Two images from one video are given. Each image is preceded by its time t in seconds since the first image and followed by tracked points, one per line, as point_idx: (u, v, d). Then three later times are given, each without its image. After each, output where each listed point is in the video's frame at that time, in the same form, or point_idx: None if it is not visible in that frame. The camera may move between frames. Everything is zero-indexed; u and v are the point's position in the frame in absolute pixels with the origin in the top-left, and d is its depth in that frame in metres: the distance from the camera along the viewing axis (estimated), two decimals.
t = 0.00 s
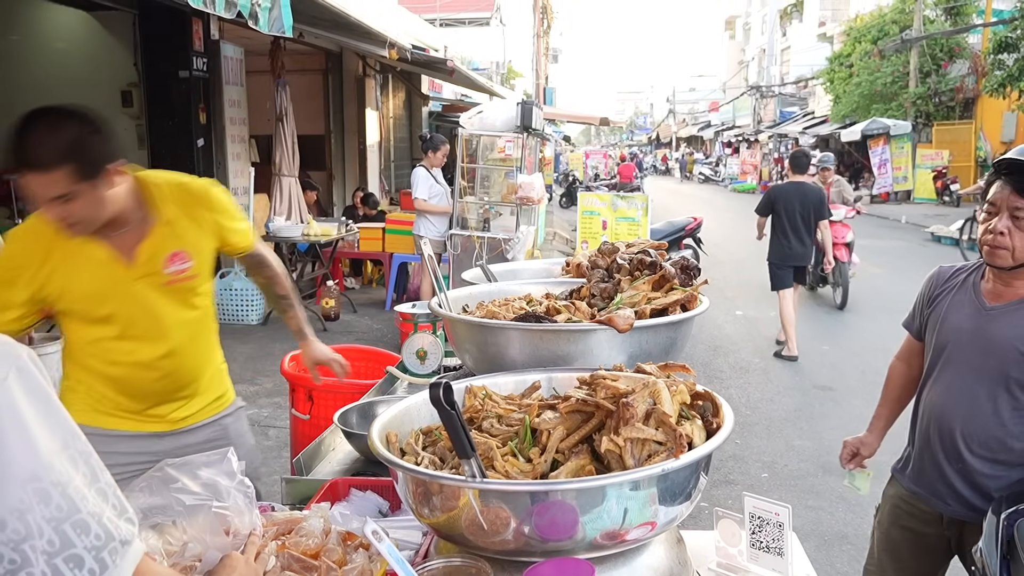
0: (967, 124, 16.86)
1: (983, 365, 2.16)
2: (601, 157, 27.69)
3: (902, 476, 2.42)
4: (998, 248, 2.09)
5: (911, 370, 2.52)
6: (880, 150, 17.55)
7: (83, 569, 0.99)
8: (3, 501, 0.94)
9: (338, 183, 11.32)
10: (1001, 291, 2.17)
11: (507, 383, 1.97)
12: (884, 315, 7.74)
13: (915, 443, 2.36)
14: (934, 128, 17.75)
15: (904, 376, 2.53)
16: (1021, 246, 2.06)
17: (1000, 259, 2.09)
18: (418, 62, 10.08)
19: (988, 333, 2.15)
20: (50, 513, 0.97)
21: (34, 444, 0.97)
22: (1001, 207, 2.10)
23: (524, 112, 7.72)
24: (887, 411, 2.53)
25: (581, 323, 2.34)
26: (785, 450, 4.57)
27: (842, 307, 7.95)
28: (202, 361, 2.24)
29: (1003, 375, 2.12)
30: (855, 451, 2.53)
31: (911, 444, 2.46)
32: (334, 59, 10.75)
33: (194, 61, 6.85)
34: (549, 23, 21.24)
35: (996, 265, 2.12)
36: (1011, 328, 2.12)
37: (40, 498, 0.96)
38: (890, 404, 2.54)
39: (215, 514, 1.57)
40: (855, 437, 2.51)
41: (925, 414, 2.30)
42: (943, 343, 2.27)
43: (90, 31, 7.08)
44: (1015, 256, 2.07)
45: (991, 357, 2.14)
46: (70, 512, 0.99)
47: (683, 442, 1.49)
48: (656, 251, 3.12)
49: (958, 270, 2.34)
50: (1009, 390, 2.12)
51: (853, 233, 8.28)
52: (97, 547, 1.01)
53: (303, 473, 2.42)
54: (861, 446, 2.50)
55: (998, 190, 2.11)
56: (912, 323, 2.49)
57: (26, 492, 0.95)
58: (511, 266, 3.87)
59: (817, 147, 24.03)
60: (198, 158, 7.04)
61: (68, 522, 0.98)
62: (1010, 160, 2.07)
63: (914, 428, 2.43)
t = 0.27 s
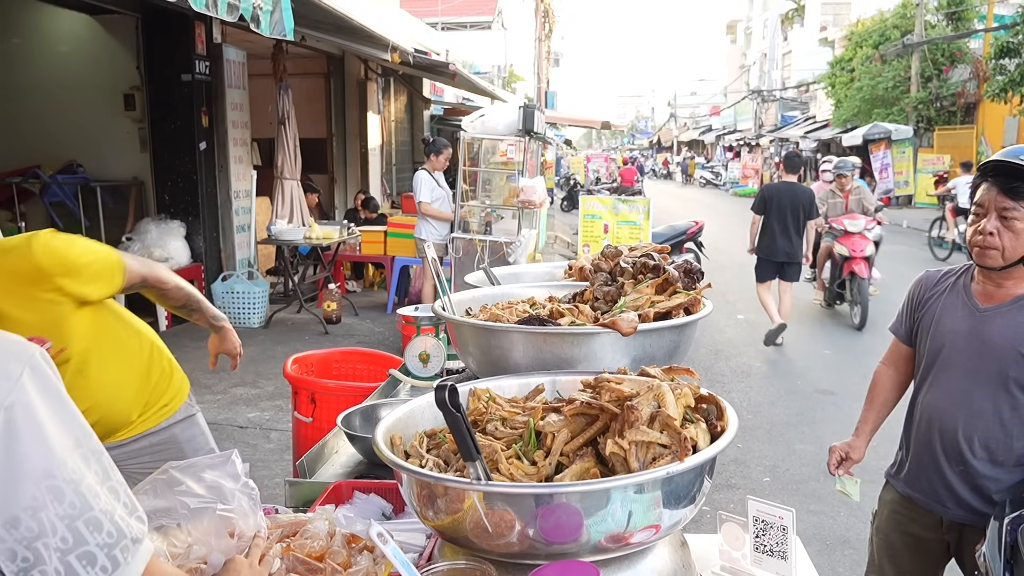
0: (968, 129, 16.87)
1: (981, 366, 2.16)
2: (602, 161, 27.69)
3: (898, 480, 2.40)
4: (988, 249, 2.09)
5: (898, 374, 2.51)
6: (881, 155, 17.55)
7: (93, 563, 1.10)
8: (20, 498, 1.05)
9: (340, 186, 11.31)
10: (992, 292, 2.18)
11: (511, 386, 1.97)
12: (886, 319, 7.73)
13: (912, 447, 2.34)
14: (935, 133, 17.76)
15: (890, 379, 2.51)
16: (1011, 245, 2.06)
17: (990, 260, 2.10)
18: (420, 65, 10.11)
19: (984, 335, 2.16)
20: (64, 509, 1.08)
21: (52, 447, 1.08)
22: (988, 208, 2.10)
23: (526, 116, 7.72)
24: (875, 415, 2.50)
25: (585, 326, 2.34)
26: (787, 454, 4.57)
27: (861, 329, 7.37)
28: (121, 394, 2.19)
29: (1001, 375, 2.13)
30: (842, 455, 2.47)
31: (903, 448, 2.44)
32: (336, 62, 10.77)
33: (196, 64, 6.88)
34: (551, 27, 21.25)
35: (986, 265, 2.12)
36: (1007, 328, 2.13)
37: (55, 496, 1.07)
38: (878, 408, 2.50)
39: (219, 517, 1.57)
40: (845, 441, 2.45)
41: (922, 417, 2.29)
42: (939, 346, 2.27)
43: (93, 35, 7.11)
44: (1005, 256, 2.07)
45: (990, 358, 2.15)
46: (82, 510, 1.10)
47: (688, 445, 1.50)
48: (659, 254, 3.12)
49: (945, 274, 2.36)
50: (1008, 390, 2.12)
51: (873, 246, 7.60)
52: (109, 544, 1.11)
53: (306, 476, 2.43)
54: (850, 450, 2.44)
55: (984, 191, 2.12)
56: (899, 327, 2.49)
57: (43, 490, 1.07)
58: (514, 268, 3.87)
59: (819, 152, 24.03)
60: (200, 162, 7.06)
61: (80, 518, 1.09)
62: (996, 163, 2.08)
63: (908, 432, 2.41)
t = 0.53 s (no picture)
0: (968, 131, 16.89)
1: (972, 364, 2.16)
2: (603, 161, 27.66)
3: (892, 480, 2.40)
4: (975, 247, 2.08)
5: (892, 376, 2.51)
6: (882, 156, 17.57)
7: (99, 565, 1.10)
8: (26, 500, 1.06)
9: (341, 186, 11.31)
10: (979, 291, 2.18)
11: (513, 387, 1.97)
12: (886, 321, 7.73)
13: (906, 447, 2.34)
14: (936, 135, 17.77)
15: (886, 383, 2.52)
16: (997, 243, 2.06)
17: (977, 258, 2.09)
18: (421, 66, 10.12)
19: (974, 332, 2.16)
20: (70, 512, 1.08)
21: (59, 448, 1.08)
22: (974, 207, 2.09)
23: (527, 117, 7.72)
24: (875, 421, 2.50)
25: (586, 326, 2.35)
26: (787, 455, 4.57)
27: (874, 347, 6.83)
28: (90, 394, 2.05)
29: (992, 372, 2.13)
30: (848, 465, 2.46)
31: (897, 450, 2.44)
32: (337, 62, 10.78)
33: (197, 65, 6.89)
34: (552, 28, 21.26)
35: (973, 264, 2.12)
36: (996, 325, 2.13)
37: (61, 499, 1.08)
38: (878, 415, 2.51)
39: (222, 517, 1.57)
40: (851, 451, 2.45)
41: (916, 417, 2.29)
42: (931, 345, 2.27)
43: (94, 35, 7.10)
44: (991, 254, 2.07)
45: (980, 355, 2.15)
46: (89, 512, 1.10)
47: (690, 446, 1.50)
48: (660, 255, 3.13)
49: (934, 275, 2.36)
50: (998, 387, 2.12)
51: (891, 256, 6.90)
52: (115, 545, 1.11)
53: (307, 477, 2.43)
54: (855, 459, 2.44)
55: (969, 190, 2.11)
56: (891, 330, 2.49)
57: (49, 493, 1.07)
58: (515, 269, 3.87)
59: (819, 154, 24.04)
60: (201, 162, 7.06)
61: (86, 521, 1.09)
62: (982, 163, 2.07)
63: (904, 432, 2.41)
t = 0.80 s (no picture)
0: (969, 132, 16.90)
1: (960, 362, 2.16)
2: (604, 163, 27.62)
3: (888, 478, 2.40)
4: (962, 246, 2.07)
5: (887, 376, 2.51)
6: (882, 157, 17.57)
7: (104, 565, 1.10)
8: (30, 500, 1.06)
9: (341, 186, 11.31)
10: (966, 289, 2.18)
11: (514, 387, 1.97)
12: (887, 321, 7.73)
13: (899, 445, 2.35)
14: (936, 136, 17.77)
15: (881, 383, 2.52)
16: (983, 243, 2.05)
17: (964, 258, 2.08)
18: (422, 66, 10.12)
19: (961, 331, 2.16)
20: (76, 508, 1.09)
21: (63, 448, 1.09)
22: (959, 208, 2.08)
23: (528, 117, 7.73)
24: (870, 419, 2.51)
25: (587, 327, 2.35)
26: (789, 456, 4.57)
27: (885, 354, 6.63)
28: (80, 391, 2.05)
29: (980, 369, 2.12)
30: (841, 461, 2.48)
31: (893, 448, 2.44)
32: (338, 62, 10.78)
33: (198, 64, 6.89)
34: (553, 28, 21.25)
35: (961, 264, 2.11)
36: (982, 323, 2.12)
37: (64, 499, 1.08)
38: (871, 414, 2.51)
39: (224, 516, 1.58)
40: (842, 447, 2.46)
41: (909, 416, 2.29)
42: (921, 344, 2.27)
43: (95, 34, 7.11)
44: (978, 253, 2.06)
45: (967, 353, 2.14)
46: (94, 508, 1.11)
47: (692, 446, 1.49)
48: (662, 255, 3.13)
49: (925, 275, 2.36)
50: (987, 385, 2.12)
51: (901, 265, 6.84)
52: (119, 545, 1.12)
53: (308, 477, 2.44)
54: (847, 455, 2.45)
55: (954, 192, 2.10)
56: (885, 329, 2.49)
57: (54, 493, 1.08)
58: (516, 270, 3.88)
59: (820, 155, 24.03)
60: (202, 162, 7.06)
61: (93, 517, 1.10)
62: (965, 164, 2.07)
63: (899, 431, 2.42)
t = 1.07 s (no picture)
0: (971, 134, 16.89)
1: (959, 362, 2.16)
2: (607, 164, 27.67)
3: (887, 480, 2.39)
4: (961, 250, 2.06)
5: (887, 377, 2.51)
6: (884, 159, 17.57)
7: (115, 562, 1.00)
8: (32, 517, 0.94)
9: (343, 187, 11.32)
10: (965, 291, 2.18)
11: (516, 389, 1.97)
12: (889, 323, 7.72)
13: (898, 446, 2.35)
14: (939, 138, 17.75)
15: (881, 385, 2.52)
16: (982, 246, 2.04)
17: (963, 261, 2.08)
18: (424, 67, 10.15)
19: (960, 330, 2.16)
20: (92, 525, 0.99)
21: (71, 461, 0.97)
22: (956, 211, 2.08)
23: (529, 119, 7.74)
24: (869, 420, 2.50)
25: (589, 329, 2.35)
26: (790, 458, 4.57)
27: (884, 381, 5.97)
28: (103, 376, 2.25)
29: (979, 369, 2.12)
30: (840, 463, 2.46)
31: (892, 450, 2.44)
32: (340, 64, 10.79)
33: (201, 66, 6.89)
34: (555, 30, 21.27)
35: (959, 266, 2.10)
36: (981, 323, 2.12)
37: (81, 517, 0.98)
38: (870, 415, 2.50)
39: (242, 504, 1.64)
40: (841, 450, 2.43)
41: (908, 417, 2.29)
42: (920, 345, 2.27)
43: (98, 35, 7.12)
44: (977, 256, 2.05)
45: (967, 353, 2.14)
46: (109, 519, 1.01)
47: (694, 449, 1.49)
48: (664, 258, 3.13)
49: (924, 276, 2.36)
50: (987, 384, 2.12)
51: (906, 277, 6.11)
52: (124, 566, 1.01)
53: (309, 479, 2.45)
54: (846, 457, 2.42)
55: (951, 195, 2.10)
56: (886, 330, 2.49)
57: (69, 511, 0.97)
58: (517, 272, 3.88)
59: (822, 157, 24.02)
60: (204, 163, 7.06)
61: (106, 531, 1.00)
62: (961, 167, 2.08)
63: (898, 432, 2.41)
